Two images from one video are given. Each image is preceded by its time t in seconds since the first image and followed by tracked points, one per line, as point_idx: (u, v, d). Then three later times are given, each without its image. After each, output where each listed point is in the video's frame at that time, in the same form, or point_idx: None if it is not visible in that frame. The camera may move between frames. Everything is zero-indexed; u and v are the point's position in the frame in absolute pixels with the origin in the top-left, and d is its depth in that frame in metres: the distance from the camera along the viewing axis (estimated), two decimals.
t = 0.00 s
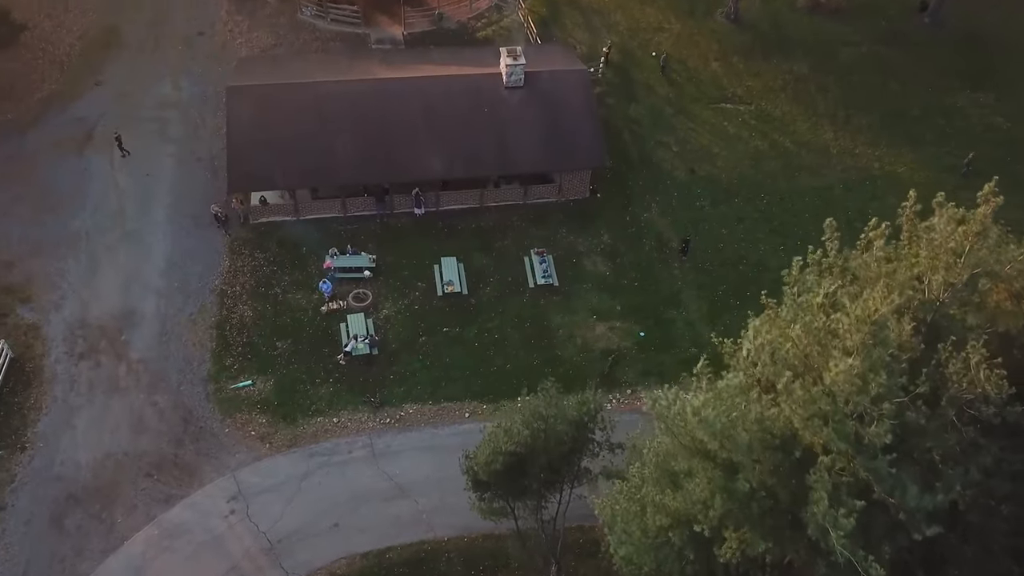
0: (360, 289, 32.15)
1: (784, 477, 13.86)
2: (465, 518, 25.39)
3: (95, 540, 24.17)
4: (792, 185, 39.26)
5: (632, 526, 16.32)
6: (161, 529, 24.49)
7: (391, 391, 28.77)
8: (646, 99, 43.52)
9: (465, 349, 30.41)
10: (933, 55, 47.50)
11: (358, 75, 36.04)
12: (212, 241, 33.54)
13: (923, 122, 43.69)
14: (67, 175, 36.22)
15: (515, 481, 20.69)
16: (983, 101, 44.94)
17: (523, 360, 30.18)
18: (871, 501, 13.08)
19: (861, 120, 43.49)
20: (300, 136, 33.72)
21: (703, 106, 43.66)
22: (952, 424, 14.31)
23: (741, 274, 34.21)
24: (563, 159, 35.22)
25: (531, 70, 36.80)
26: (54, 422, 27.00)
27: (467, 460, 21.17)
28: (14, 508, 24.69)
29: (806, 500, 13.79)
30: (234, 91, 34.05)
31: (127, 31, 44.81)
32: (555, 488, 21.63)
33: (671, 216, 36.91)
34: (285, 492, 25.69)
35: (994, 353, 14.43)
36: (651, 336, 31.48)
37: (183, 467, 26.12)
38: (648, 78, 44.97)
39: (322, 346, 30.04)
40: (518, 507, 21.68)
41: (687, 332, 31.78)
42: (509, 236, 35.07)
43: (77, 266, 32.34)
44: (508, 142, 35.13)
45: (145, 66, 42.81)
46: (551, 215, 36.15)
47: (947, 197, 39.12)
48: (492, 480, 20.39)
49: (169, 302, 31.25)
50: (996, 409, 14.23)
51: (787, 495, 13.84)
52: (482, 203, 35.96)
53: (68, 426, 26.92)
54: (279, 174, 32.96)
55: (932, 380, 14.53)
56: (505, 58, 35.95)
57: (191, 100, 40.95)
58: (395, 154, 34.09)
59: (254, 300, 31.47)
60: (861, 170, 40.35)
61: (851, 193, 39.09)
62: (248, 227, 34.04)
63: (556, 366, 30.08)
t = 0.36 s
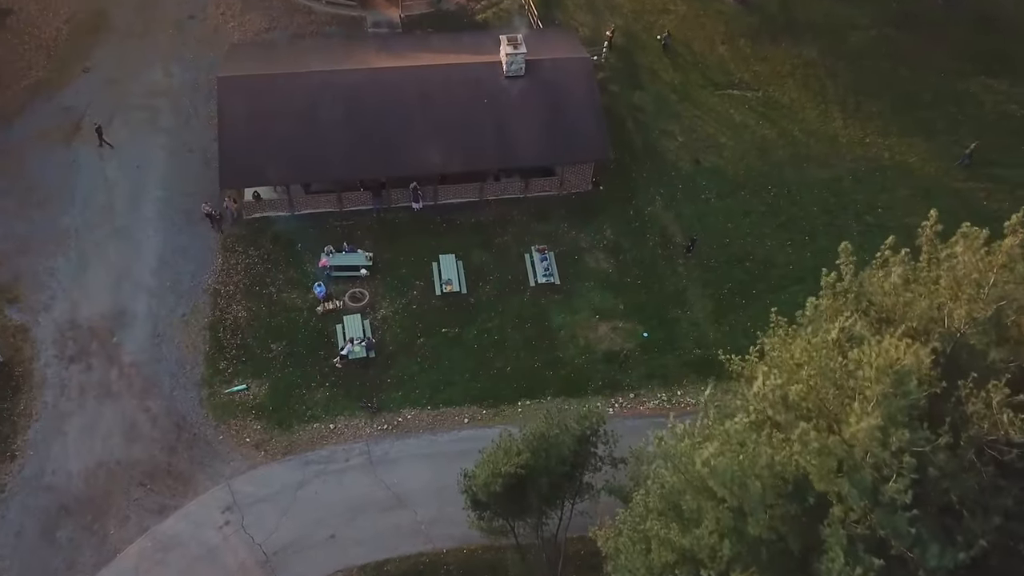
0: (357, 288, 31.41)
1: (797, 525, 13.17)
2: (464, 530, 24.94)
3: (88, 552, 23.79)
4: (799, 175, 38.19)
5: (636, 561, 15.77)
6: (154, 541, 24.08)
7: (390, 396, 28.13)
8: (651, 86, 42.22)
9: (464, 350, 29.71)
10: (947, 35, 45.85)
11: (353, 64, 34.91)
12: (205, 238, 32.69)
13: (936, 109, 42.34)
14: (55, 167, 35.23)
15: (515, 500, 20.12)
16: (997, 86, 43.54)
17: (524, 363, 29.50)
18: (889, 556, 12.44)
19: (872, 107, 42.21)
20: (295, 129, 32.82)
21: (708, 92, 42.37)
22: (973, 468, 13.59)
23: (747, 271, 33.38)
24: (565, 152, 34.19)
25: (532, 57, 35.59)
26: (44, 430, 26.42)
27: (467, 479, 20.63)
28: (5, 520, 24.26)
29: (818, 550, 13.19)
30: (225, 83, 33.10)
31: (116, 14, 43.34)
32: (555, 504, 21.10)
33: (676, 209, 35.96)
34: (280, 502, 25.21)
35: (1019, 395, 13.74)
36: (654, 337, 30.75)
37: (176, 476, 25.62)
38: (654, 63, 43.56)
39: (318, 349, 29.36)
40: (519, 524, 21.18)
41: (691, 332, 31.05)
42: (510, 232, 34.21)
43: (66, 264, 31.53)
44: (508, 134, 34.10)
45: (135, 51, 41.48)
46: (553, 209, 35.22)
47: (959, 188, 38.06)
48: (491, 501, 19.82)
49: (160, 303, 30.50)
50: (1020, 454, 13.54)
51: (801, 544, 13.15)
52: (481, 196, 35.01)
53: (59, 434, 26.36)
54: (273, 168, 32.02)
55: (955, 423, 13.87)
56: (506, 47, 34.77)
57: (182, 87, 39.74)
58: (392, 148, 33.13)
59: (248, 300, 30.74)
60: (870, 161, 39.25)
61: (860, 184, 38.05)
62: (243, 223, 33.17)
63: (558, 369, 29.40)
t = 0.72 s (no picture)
0: (353, 289, 30.74)
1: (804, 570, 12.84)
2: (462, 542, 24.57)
3: (80, 565, 23.43)
4: (806, 169, 37.29)
5: None
6: (148, 554, 23.72)
7: (387, 402, 27.59)
8: (654, 75, 41.11)
9: (463, 354, 29.09)
10: (960, 20, 44.48)
11: (348, 55, 33.89)
12: (198, 237, 31.95)
13: (947, 98, 41.21)
14: (44, 162, 34.39)
15: (515, 521, 19.58)
16: (1010, 74, 42.39)
17: (523, 367, 28.89)
18: None
19: (881, 97, 41.13)
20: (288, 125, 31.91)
21: (713, 82, 41.25)
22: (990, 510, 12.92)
23: (751, 270, 32.66)
24: (566, 148, 33.30)
25: (532, 48, 34.50)
26: (34, 438, 25.95)
27: (465, 499, 20.18)
28: None
29: None
30: (217, 78, 32.22)
31: None
32: (556, 521, 20.68)
33: (680, 205, 35.13)
34: (275, 513, 24.79)
35: None
36: (657, 340, 30.11)
37: (170, 487, 25.18)
38: (658, 50, 42.37)
39: (314, 353, 28.78)
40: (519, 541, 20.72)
41: (694, 334, 30.39)
42: (510, 229, 33.47)
43: (56, 265, 30.84)
44: (508, 129, 33.17)
45: (124, 39, 40.32)
46: (553, 206, 34.42)
47: (969, 181, 37.12)
48: (489, 523, 19.34)
49: (152, 305, 29.85)
50: None
51: None
52: (480, 193, 34.20)
53: (49, 442, 25.88)
54: (265, 166, 31.17)
55: (967, 458, 13.37)
56: (505, 38, 33.71)
57: (173, 78, 38.69)
58: (389, 143, 32.25)
59: (242, 302, 30.08)
60: (878, 154, 38.32)
61: (868, 179, 37.15)
62: (236, 221, 32.42)
63: (558, 373, 28.80)
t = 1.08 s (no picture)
0: (349, 292, 30.08)
1: None
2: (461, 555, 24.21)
3: None
4: (813, 163, 36.35)
5: None
6: (142, 569, 23.40)
7: (384, 411, 27.08)
8: (658, 64, 39.93)
9: (461, 360, 28.50)
10: (973, 5, 43.07)
11: (343, 47, 32.82)
12: (189, 236, 31.20)
13: (958, 88, 40.03)
14: (32, 159, 33.53)
15: (515, 545, 19.19)
16: None
17: (523, 373, 28.33)
18: None
19: (891, 86, 39.99)
20: (280, 122, 31.00)
21: (719, 71, 40.04)
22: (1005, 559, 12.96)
23: (756, 271, 31.96)
24: (567, 144, 32.40)
25: (532, 40, 33.38)
26: (25, 449, 25.49)
27: (464, 522, 19.61)
28: None
29: None
30: (208, 72, 31.23)
31: None
32: (556, 541, 20.29)
33: (684, 203, 34.32)
34: (270, 526, 24.39)
35: None
36: (659, 344, 29.49)
37: (163, 499, 24.76)
38: (662, 37, 41.11)
39: (309, 359, 28.22)
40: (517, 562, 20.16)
41: (697, 338, 29.77)
42: (509, 228, 32.71)
43: (45, 266, 30.14)
44: (507, 125, 32.24)
45: (112, 27, 39.08)
46: (554, 204, 33.60)
47: (979, 176, 36.19)
48: (488, 547, 18.91)
49: (143, 309, 29.19)
50: None
51: None
52: (479, 190, 33.38)
53: (40, 453, 25.43)
54: (257, 165, 30.35)
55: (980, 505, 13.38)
56: (504, 30, 32.60)
57: (163, 68, 37.58)
58: (385, 140, 31.36)
59: (235, 305, 29.43)
60: (887, 147, 37.33)
61: (876, 173, 36.21)
62: (229, 220, 31.67)
63: (558, 380, 28.23)
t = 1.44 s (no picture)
0: (345, 296, 29.40)
1: None
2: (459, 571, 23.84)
3: None
4: (821, 157, 35.40)
5: None
6: None
7: (381, 420, 26.58)
8: (662, 52, 38.71)
9: (459, 367, 27.94)
10: None
11: (337, 40, 31.71)
12: (182, 238, 30.45)
13: (971, 78, 38.84)
14: (19, 157, 32.66)
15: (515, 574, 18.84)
16: None
17: (523, 380, 27.79)
18: None
19: (902, 76, 38.82)
20: (272, 120, 30.06)
21: (725, 59, 38.82)
22: None
23: (762, 272, 31.25)
24: (568, 142, 31.49)
25: (532, 32, 32.24)
26: (15, 462, 25.08)
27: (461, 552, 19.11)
28: None
29: None
30: (197, 67, 30.17)
31: None
32: (557, 564, 19.98)
33: (688, 200, 33.47)
34: (266, 541, 24.03)
35: None
36: (662, 349, 28.88)
37: (156, 513, 24.38)
38: (666, 24, 39.79)
39: (304, 366, 27.63)
40: None
41: (700, 343, 29.16)
42: (509, 227, 31.93)
43: (34, 270, 29.44)
44: (507, 122, 31.29)
45: (99, 15, 37.78)
46: (554, 202, 32.78)
47: (991, 171, 35.25)
48: None
49: (135, 314, 28.58)
50: None
51: None
52: (478, 188, 32.54)
53: (31, 467, 25.02)
54: (249, 165, 29.49)
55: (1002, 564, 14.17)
56: (504, 22, 31.45)
57: (152, 59, 36.45)
58: (381, 138, 30.43)
59: (229, 310, 28.78)
60: (897, 141, 36.35)
61: (885, 169, 35.27)
62: (223, 221, 30.89)
63: (558, 388, 27.70)
